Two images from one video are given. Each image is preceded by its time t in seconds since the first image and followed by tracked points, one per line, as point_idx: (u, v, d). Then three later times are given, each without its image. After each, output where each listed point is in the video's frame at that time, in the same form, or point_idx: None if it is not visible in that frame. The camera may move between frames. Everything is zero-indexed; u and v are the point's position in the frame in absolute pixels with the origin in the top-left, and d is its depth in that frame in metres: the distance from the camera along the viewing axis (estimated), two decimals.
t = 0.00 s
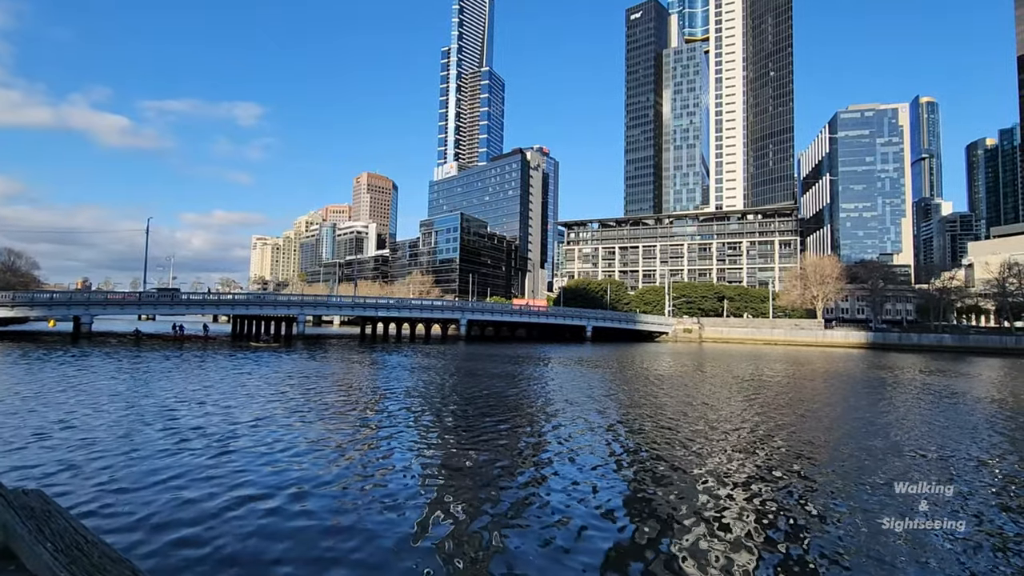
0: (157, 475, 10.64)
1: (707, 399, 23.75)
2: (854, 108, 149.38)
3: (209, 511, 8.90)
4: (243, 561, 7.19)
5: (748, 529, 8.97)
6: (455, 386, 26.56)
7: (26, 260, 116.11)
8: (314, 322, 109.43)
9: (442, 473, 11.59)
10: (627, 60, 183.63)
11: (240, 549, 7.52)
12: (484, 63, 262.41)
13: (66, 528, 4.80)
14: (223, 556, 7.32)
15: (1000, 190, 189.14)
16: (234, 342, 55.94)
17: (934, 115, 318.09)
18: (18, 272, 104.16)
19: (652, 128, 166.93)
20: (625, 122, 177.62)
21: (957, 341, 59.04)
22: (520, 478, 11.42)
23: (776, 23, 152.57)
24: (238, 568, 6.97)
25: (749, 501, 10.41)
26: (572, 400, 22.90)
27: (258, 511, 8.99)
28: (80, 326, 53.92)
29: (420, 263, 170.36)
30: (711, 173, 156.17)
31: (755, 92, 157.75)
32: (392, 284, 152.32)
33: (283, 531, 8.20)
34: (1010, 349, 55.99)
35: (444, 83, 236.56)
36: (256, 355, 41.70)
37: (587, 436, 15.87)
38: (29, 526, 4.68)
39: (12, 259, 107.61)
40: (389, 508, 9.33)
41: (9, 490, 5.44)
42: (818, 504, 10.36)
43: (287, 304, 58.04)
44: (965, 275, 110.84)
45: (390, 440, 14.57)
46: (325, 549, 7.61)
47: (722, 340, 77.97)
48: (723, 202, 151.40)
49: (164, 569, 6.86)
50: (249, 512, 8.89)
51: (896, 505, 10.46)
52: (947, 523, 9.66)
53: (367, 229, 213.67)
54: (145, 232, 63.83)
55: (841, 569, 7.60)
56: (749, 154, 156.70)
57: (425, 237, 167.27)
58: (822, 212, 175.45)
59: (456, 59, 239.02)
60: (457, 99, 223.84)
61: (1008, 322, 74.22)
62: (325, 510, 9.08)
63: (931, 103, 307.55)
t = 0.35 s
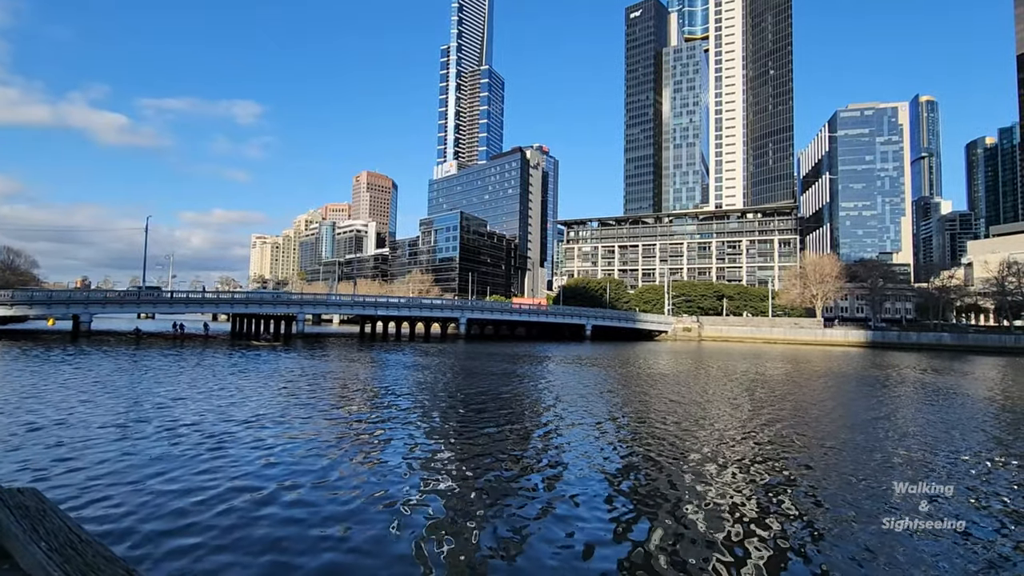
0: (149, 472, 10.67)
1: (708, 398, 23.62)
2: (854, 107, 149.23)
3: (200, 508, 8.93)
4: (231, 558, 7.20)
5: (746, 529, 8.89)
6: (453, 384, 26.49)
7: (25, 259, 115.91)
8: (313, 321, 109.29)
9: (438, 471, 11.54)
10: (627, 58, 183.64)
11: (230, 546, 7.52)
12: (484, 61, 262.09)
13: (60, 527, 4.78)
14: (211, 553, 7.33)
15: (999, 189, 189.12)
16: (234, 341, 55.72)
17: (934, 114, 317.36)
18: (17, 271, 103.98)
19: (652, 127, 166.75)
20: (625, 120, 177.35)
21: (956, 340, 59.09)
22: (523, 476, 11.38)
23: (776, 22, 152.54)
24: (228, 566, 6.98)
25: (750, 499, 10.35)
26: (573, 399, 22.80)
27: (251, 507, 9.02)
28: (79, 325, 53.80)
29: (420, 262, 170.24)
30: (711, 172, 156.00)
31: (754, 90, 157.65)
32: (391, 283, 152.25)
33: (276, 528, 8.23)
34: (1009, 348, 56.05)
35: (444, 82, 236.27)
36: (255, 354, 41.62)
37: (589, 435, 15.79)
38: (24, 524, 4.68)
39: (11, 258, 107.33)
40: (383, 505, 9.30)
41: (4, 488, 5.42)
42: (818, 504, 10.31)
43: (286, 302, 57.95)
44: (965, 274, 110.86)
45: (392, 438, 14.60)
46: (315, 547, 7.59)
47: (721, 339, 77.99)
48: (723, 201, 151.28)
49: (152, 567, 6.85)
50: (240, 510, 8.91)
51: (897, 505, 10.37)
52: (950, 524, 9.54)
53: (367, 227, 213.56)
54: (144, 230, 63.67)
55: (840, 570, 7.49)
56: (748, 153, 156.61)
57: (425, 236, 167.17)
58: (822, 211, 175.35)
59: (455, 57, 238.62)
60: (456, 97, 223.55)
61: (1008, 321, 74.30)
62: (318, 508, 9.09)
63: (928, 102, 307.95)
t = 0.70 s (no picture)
0: (143, 470, 10.70)
1: (712, 398, 23.51)
2: (857, 106, 148.77)
3: (201, 504, 9.00)
4: (219, 557, 7.15)
5: (742, 528, 8.87)
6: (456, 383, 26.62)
7: (29, 259, 116.31)
8: (315, 320, 109.35)
9: (442, 471, 11.53)
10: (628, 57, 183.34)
11: (220, 545, 7.47)
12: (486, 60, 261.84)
13: (59, 526, 4.83)
14: (200, 552, 7.26)
15: (1004, 188, 188.09)
16: (235, 340, 55.73)
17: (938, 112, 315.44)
18: (21, 271, 104.47)
19: (654, 126, 166.49)
20: (627, 119, 176.99)
21: (959, 340, 58.82)
22: (523, 475, 11.47)
23: (778, 20, 152.16)
24: (217, 563, 6.95)
25: (749, 499, 10.34)
26: (576, 399, 22.75)
27: (244, 507, 8.98)
28: (82, 324, 53.91)
29: (421, 261, 170.30)
30: (713, 171, 155.61)
31: (756, 89, 157.31)
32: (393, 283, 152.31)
33: (269, 528, 8.15)
34: (1011, 348, 55.75)
35: (446, 81, 236.11)
36: (257, 353, 41.64)
37: (591, 435, 15.77)
38: (25, 522, 4.73)
39: (14, 257, 107.72)
40: (378, 505, 9.24)
41: (5, 487, 5.49)
42: (816, 504, 10.29)
43: (287, 302, 57.91)
44: (968, 274, 110.31)
45: (395, 436, 14.69)
46: (307, 546, 7.57)
47: (723, 339, 77.80)
48: (725, 200, 150.90)
49: (150, 562, 6.91)
50: (233, 509, 8.87)
51: (897, 505, 10.32)
52: (946, 524, 9.53)
53: (369, 227, 213.79)
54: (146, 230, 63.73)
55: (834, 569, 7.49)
56: (750, 152, 156.30)
57: (426, 235, 167.19)
58: (825, 210, 174.77)
59: (457, 56, 238.53)
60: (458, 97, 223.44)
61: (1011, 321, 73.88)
62: (312, 506, 9.07)
63: (932, 101, 306.09)
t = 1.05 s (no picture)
0: (146, 469, 10.74)
1: (718, 398, 23.33)
2: (865, 104, 147.65)
3: (211, 502, 9.07)
4: (221, 554, 7.17)
5: (745, 529, 8.79)
6: (461, 383, 26.50)
7: (40, 258, 117.48)
8: (322, 319, 109.78)
9: (451, 471, 11.47)
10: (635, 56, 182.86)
11: (222, 543, 7.49)
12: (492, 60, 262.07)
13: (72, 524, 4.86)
14: (203, 550, 7.28)
15: (1016, 186, 185.84)
16: (244, 340, 56.04)
17: (948, 110, 312.43)
18: (33, 270, 105.62)
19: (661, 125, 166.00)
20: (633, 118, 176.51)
21: (970, 340, 58.10)
22: (529, 475, 11.45)
23: (786, 18, 151.33)
24: (218, 563, 6.94)
25: (751, 499, 10.29)
26: (582, 399, 22.63)
27: (247, 506, 8.97)
28: (92, 323, 54.32)
29: (428, 260, 170.51)
30: (720, 170, 154.75)
31: (764, 87, 156.48)
32: (400, 282, 152.59)
33: (271, 527, 8.15)
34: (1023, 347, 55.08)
35: (452, 81, 236.42)
36: (265, 352, 41.83)
37: (597, 435, 15.65)
38: (38, 520, 4.75)
39: (26, 256, 108.80)
40: (381, 506, 9.20)
41: (16, 486, 5.56)
42: (820, 504, 10.20)
43: (295, 301, 58.14)
44: (979, 273, 109.10)
45: (402, 436, 14.76)
46: (310, 545, 7.57)
47: (730, 338, 77.38)
48: (732, 199, 150.05)
49: (162, 558, 6.97)
50: (241, 506, 8.93)
51: (897, 506, 10.23)
52: (947, 523, 9.44)
53: (375, 226, 214.40)
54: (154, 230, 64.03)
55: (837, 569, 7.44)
56: (758, 151, 155.45)
57: (433, 235, 167.44)
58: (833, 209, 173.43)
59: (464, 56, 238.75)
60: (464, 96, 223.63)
61: None
62: (315, 506, 9.07)
63: (943, 98, 302.82)
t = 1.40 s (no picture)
0: (152, 463, 10.88)
1: (727, 398, 23.07)
2: (881, 100, 145.66)
3: (228, 495, 9.22)
4: (239, 546, 7.29)
5: (745, 528, 8.70)
6: (470, 382, 26.37)
7: (58, 258, 119.47)
8: (334, 319, 110.53)
9: (457, 469, 11.40)
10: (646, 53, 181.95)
11: (227, 536, 7.59)
12: (502, 59, 261.85)
13: (91, 521, 4.97)
14: (205, 542, 7.38)
15: None
16: (256, 338, 56.50)
17: (967, 106, 306.53)
18: (52, 270, 107.52)
19: (672, 123, 164.96)
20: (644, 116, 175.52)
21: (990, 340, 56.38)
22: (540, 473, 11.43)
23: (800, 14, 149.56)
24: (231, 554, 7.06)
25: (754, 499, 10.18)
26: (591, 398, 22.45)
27: (250, 499, 9.08)
28: (109, 322, 55.14)
29: (438, 260, 170.96)
30: (732, 168, 153.42)
31: (777, 84, 154.85)
32: (411, 281, 153.22)
33: (282, 520, 8.28)
34: None
35: (462, 80, 236.61)
36: (278, 351, 42.17)
37: (605, 434, 15.55)
38: (56, 516, 4.83)
39: (45, 256, 110.65)
40: (384, 501, 9.25)
41: (38, 483, 5.71)
42: (822, 503, 10.10)
43: (307, 301, 58.61)
44: (998, 272, 106.97)
45: (414, 433, 14.85)
46: (312, 540, 7.63)
47: (743, 338, 76.72)
48: (744, 197, 148.69)
49: (180, 551, 7.06)
50: (258, 501, 9.08)
51: (897, 506, 10.09)
52: (948, 524, 9.30)
53: (386, 225, 215.40)
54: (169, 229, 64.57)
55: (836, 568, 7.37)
56: (771, 148, 153.97)
57: (444, 234, 167.91)
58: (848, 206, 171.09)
59: (474, 55, 239.10)
60: (474, 95, 223.78)
61: None
62: (316, 501, 9.13)
63: (960, 94, 297.54)
